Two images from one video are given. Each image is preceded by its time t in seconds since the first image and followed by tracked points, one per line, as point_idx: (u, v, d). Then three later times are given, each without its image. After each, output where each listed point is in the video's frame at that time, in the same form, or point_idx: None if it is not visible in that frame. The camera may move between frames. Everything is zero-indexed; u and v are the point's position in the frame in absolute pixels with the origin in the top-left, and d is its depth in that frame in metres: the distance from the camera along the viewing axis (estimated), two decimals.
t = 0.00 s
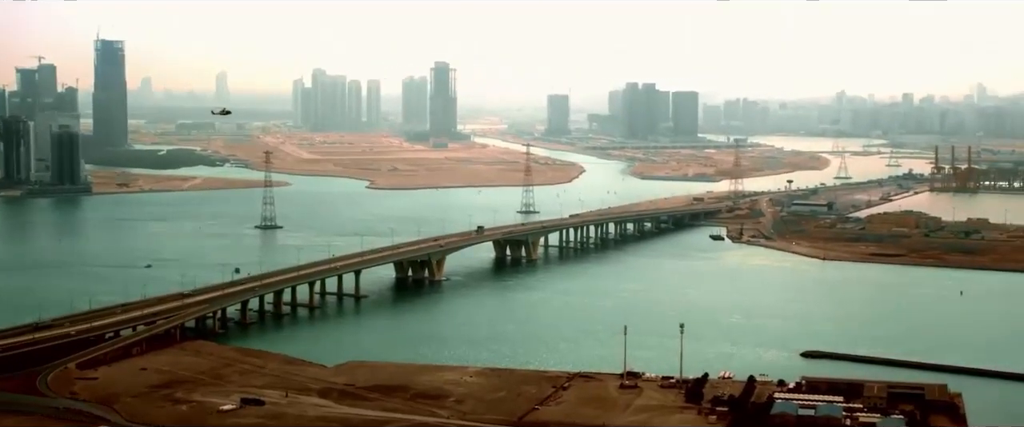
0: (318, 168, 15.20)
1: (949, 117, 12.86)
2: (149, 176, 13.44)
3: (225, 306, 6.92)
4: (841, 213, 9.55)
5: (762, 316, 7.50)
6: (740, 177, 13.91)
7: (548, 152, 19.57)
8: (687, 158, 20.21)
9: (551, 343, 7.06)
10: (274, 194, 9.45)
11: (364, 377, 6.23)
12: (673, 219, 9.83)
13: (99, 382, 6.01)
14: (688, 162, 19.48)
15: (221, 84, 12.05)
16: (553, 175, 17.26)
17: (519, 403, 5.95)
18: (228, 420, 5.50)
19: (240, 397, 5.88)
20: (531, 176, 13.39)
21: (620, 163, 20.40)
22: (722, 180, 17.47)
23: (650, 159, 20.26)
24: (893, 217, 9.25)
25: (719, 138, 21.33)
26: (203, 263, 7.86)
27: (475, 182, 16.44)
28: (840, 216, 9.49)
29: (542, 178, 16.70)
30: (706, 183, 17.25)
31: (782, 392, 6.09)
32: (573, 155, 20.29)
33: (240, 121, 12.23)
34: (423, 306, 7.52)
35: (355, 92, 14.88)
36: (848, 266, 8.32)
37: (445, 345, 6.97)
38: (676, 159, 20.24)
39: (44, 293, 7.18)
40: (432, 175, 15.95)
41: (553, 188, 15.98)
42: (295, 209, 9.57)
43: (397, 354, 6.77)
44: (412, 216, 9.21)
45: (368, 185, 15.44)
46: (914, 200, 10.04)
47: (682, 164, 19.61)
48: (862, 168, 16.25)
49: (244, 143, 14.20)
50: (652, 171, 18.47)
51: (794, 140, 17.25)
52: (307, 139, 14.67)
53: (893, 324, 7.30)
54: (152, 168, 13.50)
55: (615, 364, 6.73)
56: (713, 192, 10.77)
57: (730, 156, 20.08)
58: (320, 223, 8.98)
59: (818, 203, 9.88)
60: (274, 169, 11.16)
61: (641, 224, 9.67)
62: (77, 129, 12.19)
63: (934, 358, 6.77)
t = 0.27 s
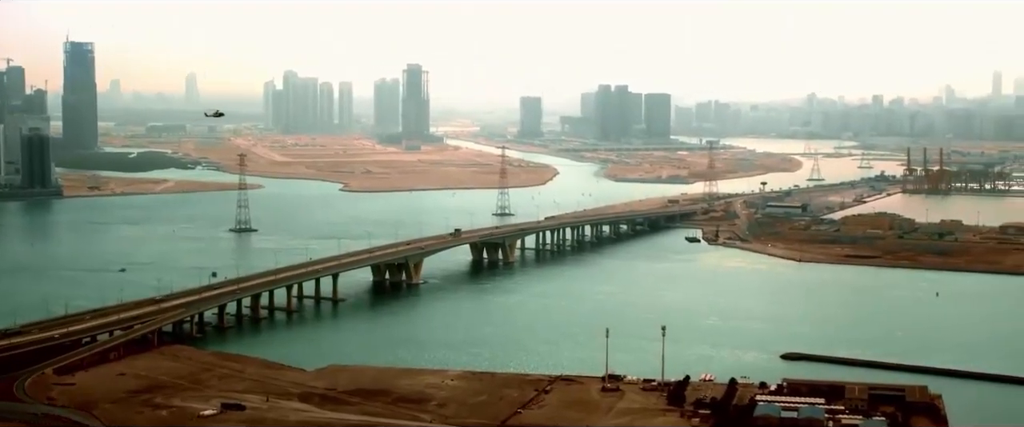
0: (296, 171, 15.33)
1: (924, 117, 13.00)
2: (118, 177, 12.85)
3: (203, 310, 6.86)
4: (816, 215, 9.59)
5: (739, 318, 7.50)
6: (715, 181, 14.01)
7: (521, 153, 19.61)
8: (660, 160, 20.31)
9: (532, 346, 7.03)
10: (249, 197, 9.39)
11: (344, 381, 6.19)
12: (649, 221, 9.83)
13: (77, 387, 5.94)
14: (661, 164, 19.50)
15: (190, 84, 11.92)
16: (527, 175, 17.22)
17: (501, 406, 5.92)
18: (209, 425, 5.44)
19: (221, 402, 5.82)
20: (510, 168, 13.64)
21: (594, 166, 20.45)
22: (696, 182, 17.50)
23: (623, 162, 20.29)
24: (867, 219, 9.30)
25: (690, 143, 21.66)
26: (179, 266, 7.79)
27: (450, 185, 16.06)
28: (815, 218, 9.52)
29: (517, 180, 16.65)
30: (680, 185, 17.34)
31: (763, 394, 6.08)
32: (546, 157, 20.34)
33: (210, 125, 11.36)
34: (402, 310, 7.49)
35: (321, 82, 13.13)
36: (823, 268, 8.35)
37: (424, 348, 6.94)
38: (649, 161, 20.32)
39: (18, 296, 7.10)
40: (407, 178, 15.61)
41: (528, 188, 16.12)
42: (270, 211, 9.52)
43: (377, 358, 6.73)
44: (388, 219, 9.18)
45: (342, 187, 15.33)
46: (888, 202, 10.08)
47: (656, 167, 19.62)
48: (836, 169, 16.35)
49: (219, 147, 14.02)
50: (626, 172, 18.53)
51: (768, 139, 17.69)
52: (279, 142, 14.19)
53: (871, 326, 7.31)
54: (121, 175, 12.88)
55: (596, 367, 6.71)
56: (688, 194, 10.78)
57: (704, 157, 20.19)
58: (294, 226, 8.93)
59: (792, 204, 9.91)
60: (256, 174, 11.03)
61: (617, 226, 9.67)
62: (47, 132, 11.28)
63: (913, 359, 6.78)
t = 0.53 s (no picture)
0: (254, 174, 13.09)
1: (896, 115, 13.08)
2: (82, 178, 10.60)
3: (181, 314, 6.80)
4: (790, 217, 9.62)
5: (718, 320, 7.50)
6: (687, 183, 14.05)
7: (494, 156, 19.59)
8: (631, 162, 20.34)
9: (512, 350, 7.01)
10: (223, 200, 9.33)
11: (325, 386, 6.15)
12: (625, 224, 9.83)
13: (55, 393, 5.87)
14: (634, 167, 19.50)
15: (161, 84, 11.84)
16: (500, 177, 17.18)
17: (484, 410, 5.89)
18: None
19: (201, 407, 5.76)
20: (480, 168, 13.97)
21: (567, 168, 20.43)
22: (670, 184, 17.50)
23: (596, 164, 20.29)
24: (842, 220, 9.34)
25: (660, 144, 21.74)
26: (154, 271, 7.73)
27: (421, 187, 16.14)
28: (789, 220, 9.55)
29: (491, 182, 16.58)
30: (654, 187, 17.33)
31: (745, 396, 6.08)
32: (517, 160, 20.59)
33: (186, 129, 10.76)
34: (380, 313, 7.46)
35: (300, 94, 12.16)
36: (800, 270, 8.37)
37: (403, 352, 6.91)
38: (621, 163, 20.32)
39: None
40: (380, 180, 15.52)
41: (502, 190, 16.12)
42: (244, 215, 9.46)
43: (357, 362, 6.70)
44: (363, 222, 9.14)
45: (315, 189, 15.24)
46: (861, 204, 10.12)
47: (629, 170, 19.62)
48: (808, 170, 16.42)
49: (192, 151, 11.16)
50: (600, 173, 18.52)
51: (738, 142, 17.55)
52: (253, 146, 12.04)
53: (850, 327, 7.32)
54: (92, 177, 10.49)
55: (577, 370, 6.70)
56: (662, 196, 10.80)
57: (675, 159, 20.24)
58: (269, 230, 8.87)
59: (766, 206, 9.94)
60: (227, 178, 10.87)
61: (593, 229, 9.67)
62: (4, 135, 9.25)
63: (893, 360, 6.79)
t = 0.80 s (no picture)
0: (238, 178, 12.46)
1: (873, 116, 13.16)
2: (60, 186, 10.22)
3: (162, 318, 6.75)
4: (768, 219, 9.65)
5: (699, 322, 7.50)
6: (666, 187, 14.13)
7: (471, 158, 19.57)
8: (608, 163, 20.41)
9: (494, 352, 6.99)
10: (202, 203, 9.29)
11: (309, 390, 6.12)
12: (604, 226, 9.84)
13: (35, 398, 5.80)
14: (612, 168, 19.49)
15: (134, 87, 11.81)
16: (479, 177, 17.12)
17: (469, 413, 5.85)
18: None
19: (185, 411, 5.70)
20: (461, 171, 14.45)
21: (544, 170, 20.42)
22: (648, 185, 17.52)
23: (574, 166, 20.27)
24: (820, 222, 9.38)
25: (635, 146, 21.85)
26: (134, 275, 7.68)
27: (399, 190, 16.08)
28: (767, 222, 9.58)
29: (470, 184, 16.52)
30: (632, 188, 17.34)
31: (730, 399, 6.08)
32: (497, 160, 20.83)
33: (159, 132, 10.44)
34: (361, 316, 7.43)
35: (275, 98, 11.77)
36: (779, 272, 8.39)
37: (385, 355, 6.88)
38: (598, 164, 20.39)
39: None
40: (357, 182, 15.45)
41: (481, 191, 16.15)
42: (223, 218, 9.42)
43: (340, 365, 6.67)
44: (341, 225, 9.11)
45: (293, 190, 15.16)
46: (839, 206, 10.15)
47: (606, 171, 19.63)
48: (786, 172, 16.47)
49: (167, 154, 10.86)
50: (578, 175, 18.57)
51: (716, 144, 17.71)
52: (228, 149, 11.88)
53: (831, 329, 7.33)
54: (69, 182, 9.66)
55: (561, 372, 6.68)
56: (640, 198, 10.81)
57: (653, 162, 20.28)
58: (247, 234, 8.83)
59: (744, 208, 9.97)
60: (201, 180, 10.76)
61: (572, 231, 9.66)
62: None
63: (876, 361, 6.80)
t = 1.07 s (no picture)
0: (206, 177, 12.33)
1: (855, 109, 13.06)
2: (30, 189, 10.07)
3: (140, 323, 6.69)
4: (743, 221, 9.67)
5: (678, 324, 7.50)
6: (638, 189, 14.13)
7: (443, 161, 19.50)
8: (581, 168, 20.39)
9: (474, 356, 6.96)
10: (175, 207, 9.21)
11: (290, 394, 6.07)
12: (579, 228, 9.84)
13: (13, 404, 5.72)
14: (586, 171, 19.47)
15: (103, 88, 11.67)
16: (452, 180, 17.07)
17: (452, 416, 5.82)
18: None
19: (165, 417, 5.64)
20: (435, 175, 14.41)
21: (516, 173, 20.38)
22: (622, 187, 17.50)
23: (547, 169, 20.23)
24: (794, 224, 9.41)
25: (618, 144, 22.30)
26: (108, 279, 7.61)
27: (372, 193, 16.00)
28: (742, 224, 9.60)
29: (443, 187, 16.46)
30: (606, 191, 17.32)
31: (712, 401, 6.07)
32: (469, 163, 20.90)
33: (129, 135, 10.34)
34: (339, 320, 7.39)
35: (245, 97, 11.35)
36: (756, 273, 8.40)
37: (365, 359, 6.84)
38: (571, 168, 20.35)
39: None
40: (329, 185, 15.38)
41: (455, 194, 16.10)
42: (197, 222, 9.36)
43: (320, 369, 6.62)
44: (317, 229, 9.07)
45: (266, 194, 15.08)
46: (812, 207, 10.18)
47: (580, 173, 19.61)
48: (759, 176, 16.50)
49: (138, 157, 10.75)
50: (551, 178, 18.54)
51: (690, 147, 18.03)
52: (197, 152, 11.74)
53: (809, 331, 7.34)
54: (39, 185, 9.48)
55: (542, 376, 6.66)
56: (615, 200, 10.80)
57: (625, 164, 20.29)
58: (221, 238, 8.77)
59: (718, 210, 9.98)
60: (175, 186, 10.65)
61: (548, 233, 9.65)
62: None
63: (855, 363, 6.81)
